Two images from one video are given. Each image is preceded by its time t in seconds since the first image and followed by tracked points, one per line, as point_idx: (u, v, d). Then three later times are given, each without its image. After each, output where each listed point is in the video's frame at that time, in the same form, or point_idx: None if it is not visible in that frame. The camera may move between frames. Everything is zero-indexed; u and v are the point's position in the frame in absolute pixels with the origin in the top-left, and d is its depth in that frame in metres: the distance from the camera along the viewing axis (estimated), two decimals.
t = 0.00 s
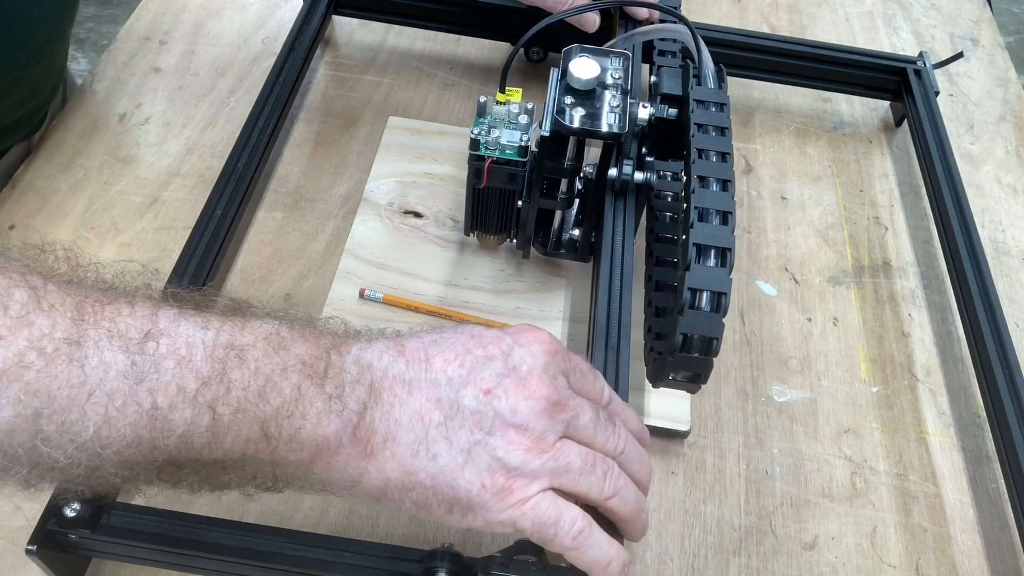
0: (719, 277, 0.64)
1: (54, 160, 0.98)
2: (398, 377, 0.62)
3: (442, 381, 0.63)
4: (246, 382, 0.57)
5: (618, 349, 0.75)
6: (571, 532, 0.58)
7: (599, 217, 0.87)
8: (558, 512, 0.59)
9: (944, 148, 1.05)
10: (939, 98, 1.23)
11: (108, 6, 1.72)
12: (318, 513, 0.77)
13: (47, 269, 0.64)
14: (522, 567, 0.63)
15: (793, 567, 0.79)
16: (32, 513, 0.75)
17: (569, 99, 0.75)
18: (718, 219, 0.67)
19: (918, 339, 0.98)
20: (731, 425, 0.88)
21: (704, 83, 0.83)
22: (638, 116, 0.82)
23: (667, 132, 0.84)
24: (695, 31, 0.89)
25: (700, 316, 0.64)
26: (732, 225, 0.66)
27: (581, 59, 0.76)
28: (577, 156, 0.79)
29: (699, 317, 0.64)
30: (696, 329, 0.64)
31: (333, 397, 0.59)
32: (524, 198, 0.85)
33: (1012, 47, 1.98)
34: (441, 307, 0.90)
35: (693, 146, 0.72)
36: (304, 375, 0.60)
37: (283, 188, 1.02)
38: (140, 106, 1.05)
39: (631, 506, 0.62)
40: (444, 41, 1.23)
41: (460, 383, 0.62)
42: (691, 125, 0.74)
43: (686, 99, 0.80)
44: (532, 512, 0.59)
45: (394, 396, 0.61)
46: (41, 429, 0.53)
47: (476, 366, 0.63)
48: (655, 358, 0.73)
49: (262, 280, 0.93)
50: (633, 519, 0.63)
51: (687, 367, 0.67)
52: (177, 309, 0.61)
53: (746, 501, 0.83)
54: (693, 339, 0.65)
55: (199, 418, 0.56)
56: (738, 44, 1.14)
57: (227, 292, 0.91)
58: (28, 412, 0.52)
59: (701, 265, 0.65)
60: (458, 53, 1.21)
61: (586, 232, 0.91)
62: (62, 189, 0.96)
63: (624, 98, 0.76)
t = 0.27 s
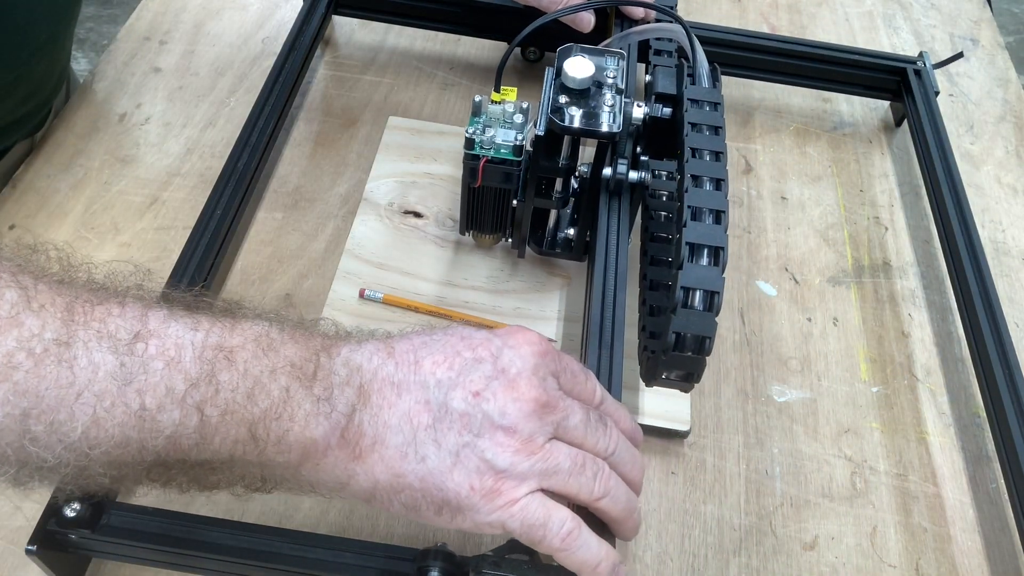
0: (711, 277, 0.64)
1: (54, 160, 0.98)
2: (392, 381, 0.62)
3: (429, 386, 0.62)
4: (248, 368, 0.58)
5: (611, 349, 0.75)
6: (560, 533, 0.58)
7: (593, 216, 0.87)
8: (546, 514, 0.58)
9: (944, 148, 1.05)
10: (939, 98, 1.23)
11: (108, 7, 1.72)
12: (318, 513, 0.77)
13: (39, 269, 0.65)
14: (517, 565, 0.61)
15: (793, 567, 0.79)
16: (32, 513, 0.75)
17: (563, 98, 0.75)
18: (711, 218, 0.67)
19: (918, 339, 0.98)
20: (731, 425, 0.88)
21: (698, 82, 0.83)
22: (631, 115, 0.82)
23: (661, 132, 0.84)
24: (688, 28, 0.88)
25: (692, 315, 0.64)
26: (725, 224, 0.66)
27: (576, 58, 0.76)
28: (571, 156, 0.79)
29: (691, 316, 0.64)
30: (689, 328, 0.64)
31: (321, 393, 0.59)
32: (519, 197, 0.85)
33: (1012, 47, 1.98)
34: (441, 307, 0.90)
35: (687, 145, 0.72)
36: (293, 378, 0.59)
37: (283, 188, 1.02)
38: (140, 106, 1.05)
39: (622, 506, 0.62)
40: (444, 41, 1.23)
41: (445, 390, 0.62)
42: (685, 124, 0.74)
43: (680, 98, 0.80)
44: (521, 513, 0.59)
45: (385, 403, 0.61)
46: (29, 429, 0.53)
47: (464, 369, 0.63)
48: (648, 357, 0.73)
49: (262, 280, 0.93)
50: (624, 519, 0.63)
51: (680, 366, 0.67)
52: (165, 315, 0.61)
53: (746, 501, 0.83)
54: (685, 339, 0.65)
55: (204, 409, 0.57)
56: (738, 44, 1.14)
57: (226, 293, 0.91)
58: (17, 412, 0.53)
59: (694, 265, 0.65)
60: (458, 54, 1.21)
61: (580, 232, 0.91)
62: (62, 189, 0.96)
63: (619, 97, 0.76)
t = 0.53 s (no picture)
0: (711, 277, 0.64)
1: (54, 160, 0.98)
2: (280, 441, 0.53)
3: (313, 460, 0.52)
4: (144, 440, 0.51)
5: (611, 348, 0.76)
6: None
7: (593, 216, 0.88)
8: None
9: (944, 148, 1.05)
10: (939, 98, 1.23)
11: (108, 6, 1.72)
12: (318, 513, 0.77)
13: None
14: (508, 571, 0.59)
15: (793, 567, 0.79)
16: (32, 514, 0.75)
17: (563, 98, 0.75)
18: (711, 218, 0.67)
19: (918, 340, 0.98)
20: (731, 425, 0.88)
21: (699, 82, 0.83)
22: (632, 116, 0.82)
23: (661, 132, 0.83)
24: (689, 29, 0.88)
25: (692, 316, 0.64)
26: (725, 224, 0.66)
27: (576, 58, 0.76)
28: (571, 156, 0.79)
29: (692, 316, 0.64)
30: (688, 328, 0.64)
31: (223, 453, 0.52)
32: (519, 198, 0.85)
33: (1012, 47, 1.98)
34: (441, 307, 0.90)
35: (687, 146, 0.72)
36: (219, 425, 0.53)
37: (283, 188, 1.02)
38: (140, 106, 1.05)
39: None
40: (444, 41, 1.23)
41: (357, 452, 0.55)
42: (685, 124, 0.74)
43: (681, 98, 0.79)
44: None
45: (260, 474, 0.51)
46: None
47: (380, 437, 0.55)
48: (648, 357, 0.72)
49: (263, 280, 0.93)
50: None
51: (681, 366, 0.67)
52: (93, 374, 0.58)
53: (746, 501, 0.83)
54: (685, 338, 0.64)
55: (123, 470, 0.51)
56: (738, 44, 1.14)
57: (226, 293, 0.91)
58: None
59: (694, 265, 0.65)
60: (458, 54, 1.21)
61: (580, 232, 0.91)
62: (62, 189, 0.95)
63: (619, 97, 0.76)
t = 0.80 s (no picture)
0: (711, 276, 0.64)
1: (54, 160, 0.98)
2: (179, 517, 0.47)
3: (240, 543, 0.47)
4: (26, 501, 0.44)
5: (611, 348, 0.76)
6: None
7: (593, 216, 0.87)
8: None
9: (944, 148, 1.05)
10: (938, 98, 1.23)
11: (108, 6, 1.72)
12: (318, 513, 0.77)
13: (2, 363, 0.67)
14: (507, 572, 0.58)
15: (792, 567, 0.79)
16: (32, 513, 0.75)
17: (563, 98, 0.75)
18: (711, 218, 0.67)
19: (918, 340, 0.98)
20: (731, 425, 0.88)
21: (698, 82, 0.83)
22: (633, 116, 0.82)
23: (662, 132, 0.83)
24: (687, 28, 0.88)
25: (692, 316, 0.64)
26: (725, 224, 0.67)
27: (575, 58, 0.76)
28: (571, 156, 0.79)
29: (691, 316, 0.64)
30: (688, 328, 0.64)
31: (98, 528, 0.43)
32: (519, 198, 0.85)
33: (1012, 47, 1.97)
34: (441, 307, 0.90)
35: (687, 146, 0.72)
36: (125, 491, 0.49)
37: (283, 189, 1.02)
38: (140, 106, 1.05)
39: None
40: (444, 41, 1.23)
41: None
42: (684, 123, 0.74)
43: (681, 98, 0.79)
44: None
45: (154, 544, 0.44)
46: None
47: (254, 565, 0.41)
48: (648, 357, 0.73)
49: (263, 280, 0.93)
50: None
51: (681, 366, 0.67)
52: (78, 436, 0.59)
53: (746, 501, 0.83)
54: (685, 339, 0.65)
55: None
56: (737, 44, 1.14)
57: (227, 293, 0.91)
58: None
59: (694, 265, 0.65)
60: (458, 54, 1.21)
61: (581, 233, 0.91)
62: (62, 189, 0.95)
63: (619, 97, 0.76)
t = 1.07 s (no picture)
0: (711, 277, 0.64)
1: (54, 159, 0.98)
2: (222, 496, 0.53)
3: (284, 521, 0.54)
4: (76, 483, 0.49)
5: (611, 348, 0.76)
6: None
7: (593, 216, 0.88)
8: None
9: (944, 148, 1.05)
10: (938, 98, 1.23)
11: (108, 7, 1.72)
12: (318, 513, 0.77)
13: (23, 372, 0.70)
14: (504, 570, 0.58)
15: (792, 567, 0.79)
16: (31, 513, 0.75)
17: (563, 98, 0.75)
18: (711, 218, 0.67)
19: (918, 340, 0.98)
20: (731, 425, 0.88)
21: (698, 82, 0.83)
22: (633, 116, 0.82)
23: (662, 132, 0.83)
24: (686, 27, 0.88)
25: (692, 316, 0.64)
26: (725, 225, 0.67)
27: (575, 58, 0.76)
28: (571, 156, 0.79)
29: (691, 316, 0.64)
30: (688, 328, 0.64)
31: (150, 505, 0.49)
32: (519, 198, 0.85)
33: (1012, 47, 1.97)
34: (441, 307, 0.90)
35: (687, 146, 0.72)
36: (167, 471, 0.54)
37: (283, 188, 1.02)
38: (140, 106, 1.05)
39: None
40: (444, 41, 1.23)
41: (295, 575, 0.48)
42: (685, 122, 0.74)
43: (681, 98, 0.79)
44: None
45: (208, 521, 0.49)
46: None
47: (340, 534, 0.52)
48: (648, 357, 0.73)
49: (263, 280, 0.93)
50: None
51: (682, 367, 0.67)
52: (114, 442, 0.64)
53: (746, 501, 0.83)
54: (685, 339, 0.65)
55: (13, 541, 0.47)
56: (737, 44, 1.14)
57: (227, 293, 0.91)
58: None
59: (694, 265, 0.65)
60: (458, 54, 1.21)
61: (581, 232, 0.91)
62: (62, 189, 0.95)
63: (620, 97, 0.76)
